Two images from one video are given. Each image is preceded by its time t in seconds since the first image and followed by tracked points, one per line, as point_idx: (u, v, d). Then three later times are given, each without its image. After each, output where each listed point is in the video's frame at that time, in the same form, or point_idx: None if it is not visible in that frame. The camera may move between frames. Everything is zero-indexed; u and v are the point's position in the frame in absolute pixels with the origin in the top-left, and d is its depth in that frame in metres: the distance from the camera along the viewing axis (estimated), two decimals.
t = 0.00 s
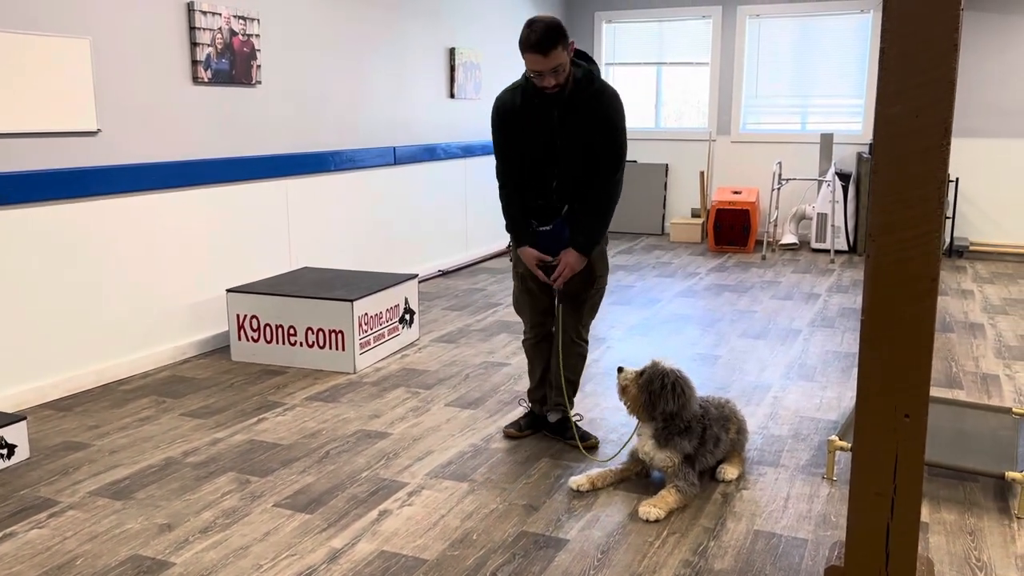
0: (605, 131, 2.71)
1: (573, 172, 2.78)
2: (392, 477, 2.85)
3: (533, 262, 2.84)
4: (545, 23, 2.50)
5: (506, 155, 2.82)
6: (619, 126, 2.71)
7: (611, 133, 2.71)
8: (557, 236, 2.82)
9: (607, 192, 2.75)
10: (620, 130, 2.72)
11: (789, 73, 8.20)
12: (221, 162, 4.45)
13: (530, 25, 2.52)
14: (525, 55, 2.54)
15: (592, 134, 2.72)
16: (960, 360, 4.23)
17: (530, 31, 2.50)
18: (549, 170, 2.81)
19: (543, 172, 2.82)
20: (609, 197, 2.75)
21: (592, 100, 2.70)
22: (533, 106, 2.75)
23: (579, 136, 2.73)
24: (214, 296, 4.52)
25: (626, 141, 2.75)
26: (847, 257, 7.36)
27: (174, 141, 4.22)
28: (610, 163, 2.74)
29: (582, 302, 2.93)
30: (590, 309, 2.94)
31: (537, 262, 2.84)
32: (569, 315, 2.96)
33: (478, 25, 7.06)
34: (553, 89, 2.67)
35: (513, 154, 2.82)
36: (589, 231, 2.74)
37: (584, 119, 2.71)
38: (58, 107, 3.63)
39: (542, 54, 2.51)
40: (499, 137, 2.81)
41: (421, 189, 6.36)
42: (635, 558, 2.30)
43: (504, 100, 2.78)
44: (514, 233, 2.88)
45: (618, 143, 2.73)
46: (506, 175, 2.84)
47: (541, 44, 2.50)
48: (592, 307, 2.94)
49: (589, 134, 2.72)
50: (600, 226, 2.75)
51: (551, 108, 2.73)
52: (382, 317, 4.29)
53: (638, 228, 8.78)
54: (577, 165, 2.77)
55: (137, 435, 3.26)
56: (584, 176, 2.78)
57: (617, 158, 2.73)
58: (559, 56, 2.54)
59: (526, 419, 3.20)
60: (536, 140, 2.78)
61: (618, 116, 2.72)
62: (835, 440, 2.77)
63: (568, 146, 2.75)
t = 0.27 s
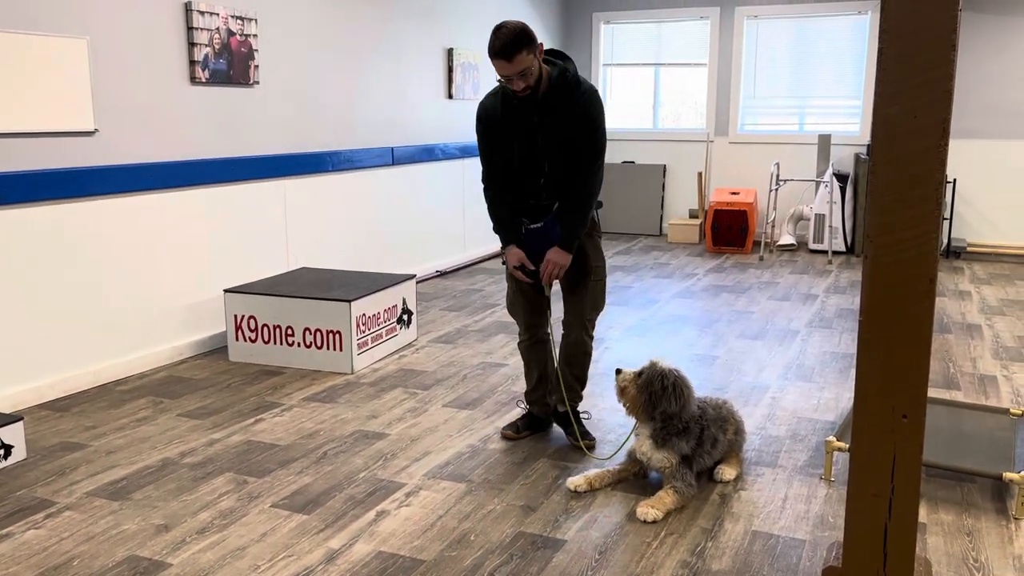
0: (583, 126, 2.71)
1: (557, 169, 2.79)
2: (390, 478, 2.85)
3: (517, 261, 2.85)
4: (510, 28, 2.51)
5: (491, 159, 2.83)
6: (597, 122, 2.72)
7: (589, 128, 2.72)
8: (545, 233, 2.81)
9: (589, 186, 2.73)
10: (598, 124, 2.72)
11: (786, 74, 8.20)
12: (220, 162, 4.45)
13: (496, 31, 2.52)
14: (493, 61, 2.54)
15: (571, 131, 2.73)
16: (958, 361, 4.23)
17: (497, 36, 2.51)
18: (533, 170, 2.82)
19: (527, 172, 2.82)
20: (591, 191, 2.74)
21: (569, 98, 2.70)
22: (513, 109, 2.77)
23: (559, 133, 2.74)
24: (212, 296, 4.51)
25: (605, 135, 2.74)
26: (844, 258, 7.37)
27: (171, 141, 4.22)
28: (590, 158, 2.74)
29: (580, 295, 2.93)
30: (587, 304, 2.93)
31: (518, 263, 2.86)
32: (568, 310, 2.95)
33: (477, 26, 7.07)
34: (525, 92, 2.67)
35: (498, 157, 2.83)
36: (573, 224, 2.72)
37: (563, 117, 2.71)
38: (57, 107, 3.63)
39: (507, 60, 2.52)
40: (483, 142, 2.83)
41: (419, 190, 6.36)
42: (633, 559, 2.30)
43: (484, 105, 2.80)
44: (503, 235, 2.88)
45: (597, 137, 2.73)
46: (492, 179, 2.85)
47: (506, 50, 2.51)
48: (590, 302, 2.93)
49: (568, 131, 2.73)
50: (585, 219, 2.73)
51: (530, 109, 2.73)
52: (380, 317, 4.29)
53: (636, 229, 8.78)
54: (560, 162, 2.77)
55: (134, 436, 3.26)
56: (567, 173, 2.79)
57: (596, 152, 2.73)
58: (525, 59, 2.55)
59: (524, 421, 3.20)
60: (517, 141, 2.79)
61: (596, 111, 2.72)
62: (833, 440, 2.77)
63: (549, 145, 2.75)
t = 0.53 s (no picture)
0: (565, 128, 2.67)
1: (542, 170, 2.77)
2: (387, 479, 2.85)
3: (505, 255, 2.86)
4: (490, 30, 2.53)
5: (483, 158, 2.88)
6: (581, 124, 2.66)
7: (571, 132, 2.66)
8: (531, 231, 2.80)
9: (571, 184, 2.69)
10: (582, 124, 2.66)
11: (784, 74, 8.21)
12: (217, 162, 4.45)
13: (475, 32, 2.55)
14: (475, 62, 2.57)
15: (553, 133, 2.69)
16: (955, 362, 4.24)
17: (477, 36, 2.53)
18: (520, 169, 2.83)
19: (514, 171, 2.83)
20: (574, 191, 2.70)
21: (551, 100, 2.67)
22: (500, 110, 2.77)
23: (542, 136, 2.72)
24: (209, 297, 4.51)
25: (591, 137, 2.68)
26: (842, 259, 7.38)
27: (169, 141, 4.21)
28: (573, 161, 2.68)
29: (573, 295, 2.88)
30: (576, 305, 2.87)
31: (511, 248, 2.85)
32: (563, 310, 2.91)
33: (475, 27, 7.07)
34: (508, 92, 2.68)
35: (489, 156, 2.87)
36: (557, 222, 2.70)
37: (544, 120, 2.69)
38: (54, 108, 3.62)
39: (487, 59, 2.54)
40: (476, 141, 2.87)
41: (416, 190, 6.35)
42: (630, 560, 2.30)
43: (472, 105, 2.84)
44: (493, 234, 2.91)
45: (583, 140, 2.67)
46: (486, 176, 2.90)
47: (485, 50, 2.53)
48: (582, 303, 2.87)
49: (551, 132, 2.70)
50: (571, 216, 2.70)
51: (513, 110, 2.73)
52: (378, 318, 4.29)
53: (634, 229, 8.79)
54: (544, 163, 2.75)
55: (132, 436, 3.25)
56: (553, 173, 2.77)
57: (580, 152, 2.67)
58: (505, 58, 2.57)
59: (521, 421, 3.20)
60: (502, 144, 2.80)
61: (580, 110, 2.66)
62: (830, 441, 2.77)
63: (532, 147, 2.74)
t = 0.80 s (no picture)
0: (557, 133, 2.66)
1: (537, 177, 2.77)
2: (385, 478, 2.84)
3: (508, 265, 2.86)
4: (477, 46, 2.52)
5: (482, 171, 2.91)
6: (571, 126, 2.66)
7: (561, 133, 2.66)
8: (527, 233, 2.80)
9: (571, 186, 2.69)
10: (575, 128, 2.66)
11: (782, 75, 8.22)
12: (215, 161, 4.44)
13: (463, 49, 2.53)
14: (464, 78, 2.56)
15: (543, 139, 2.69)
16: (952, 362, 4.24)
17: (466, 51, 2.52)
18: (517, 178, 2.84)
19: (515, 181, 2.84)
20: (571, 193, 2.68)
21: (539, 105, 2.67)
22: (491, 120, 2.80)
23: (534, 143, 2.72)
24: (206, 296, 4.50)
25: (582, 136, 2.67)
26: (839, 259, 7.38)
27: (166, 140, 4.21)
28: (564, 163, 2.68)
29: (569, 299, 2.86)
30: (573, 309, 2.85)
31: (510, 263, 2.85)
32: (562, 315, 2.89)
33: (473, 26, 7.07)
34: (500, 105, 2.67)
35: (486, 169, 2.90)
36: (556, 229, 2.69)
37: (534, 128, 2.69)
38: (51, 106, 3.61)
39: (476, 74, 2.53)
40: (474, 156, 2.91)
41: (414, 190, 6.35)
42: (627, 559, 2.30)
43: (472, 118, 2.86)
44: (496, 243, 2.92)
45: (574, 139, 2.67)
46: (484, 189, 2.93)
47: (474, 66, 2.52)
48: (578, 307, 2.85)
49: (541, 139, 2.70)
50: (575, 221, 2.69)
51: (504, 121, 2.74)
52: (375, 317, 4.28)
53: (632, 229, 8.79)
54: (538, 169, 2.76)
55: (129, 435, 3.25)
56: (549, 178, 2.76)
57: (575, 156, 2.67)
58: (495, 73, 2.56)
59: (518, 419, 3.20)
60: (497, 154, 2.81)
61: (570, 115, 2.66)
62: (828, 441, 2.77)
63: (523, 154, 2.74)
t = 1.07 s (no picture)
0: (571, 157, 2.63)
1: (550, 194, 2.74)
2: (382, 478, 2.84)
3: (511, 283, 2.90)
4: (482, 83, 2.46)
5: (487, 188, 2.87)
6: (583, 146, 2.62)
7: (573, 153, 2.62)
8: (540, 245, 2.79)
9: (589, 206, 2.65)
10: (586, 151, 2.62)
11: (780, 75, 8.22)
12: (212, 161, 4.44)
13: (466, 86, 2.47)
14: (469, 113, 2.51)
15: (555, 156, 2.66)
16: (950, 362, 4.24)
17: (469, 89, 2.46)
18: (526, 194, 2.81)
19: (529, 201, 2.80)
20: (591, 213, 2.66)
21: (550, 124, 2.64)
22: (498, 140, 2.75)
23: (543, 161, 2.68)
24: (203, 296, 4.50)
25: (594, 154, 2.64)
26: (837, 259, 7.39)
27: (164, 140, 4.20)
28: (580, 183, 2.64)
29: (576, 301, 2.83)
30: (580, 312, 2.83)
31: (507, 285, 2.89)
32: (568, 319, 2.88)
33: (471, 26, 7.07)
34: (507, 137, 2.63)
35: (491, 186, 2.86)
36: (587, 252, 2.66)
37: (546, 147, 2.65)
38: (47, 104, 3.60)
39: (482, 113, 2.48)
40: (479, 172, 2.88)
41: (412, 190, 6.35)
42: (624, 559, 2.30)
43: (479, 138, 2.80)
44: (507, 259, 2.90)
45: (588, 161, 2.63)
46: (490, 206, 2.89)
47: (479, 104, 2.47)
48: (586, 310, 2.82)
49: (553, 158, 2.67)
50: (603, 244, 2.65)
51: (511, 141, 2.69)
52: (373, 317, 4.28)
53: (629, 229, 8.79)
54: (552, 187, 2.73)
55: (125, 435, 3.24)
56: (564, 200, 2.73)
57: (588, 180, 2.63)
58: (501, 108, 2.51)
59: (516, 419, 3.20)
60: (504, 174, 2.76)
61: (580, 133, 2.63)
62: (825, 441, 2.77)
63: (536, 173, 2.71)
